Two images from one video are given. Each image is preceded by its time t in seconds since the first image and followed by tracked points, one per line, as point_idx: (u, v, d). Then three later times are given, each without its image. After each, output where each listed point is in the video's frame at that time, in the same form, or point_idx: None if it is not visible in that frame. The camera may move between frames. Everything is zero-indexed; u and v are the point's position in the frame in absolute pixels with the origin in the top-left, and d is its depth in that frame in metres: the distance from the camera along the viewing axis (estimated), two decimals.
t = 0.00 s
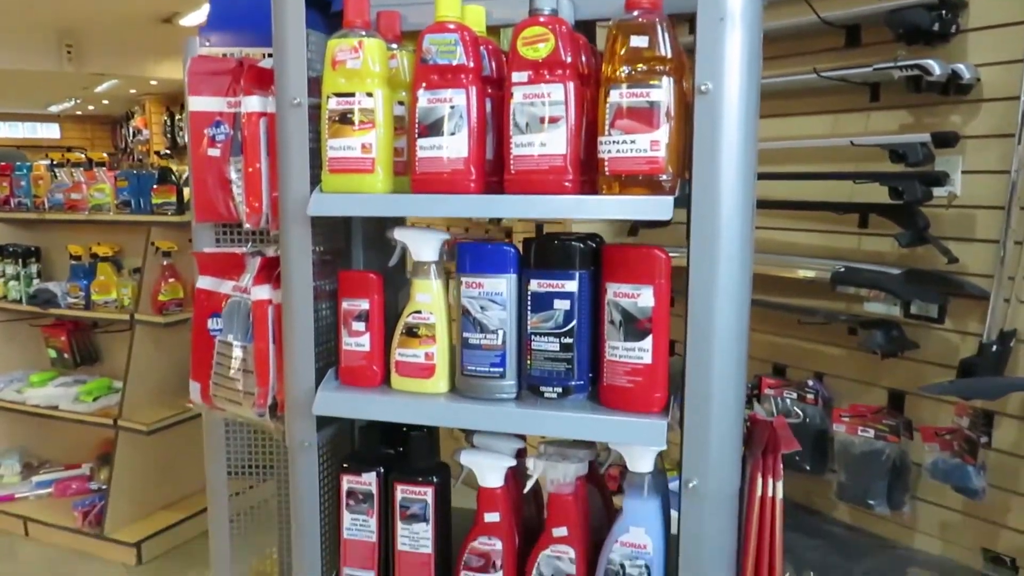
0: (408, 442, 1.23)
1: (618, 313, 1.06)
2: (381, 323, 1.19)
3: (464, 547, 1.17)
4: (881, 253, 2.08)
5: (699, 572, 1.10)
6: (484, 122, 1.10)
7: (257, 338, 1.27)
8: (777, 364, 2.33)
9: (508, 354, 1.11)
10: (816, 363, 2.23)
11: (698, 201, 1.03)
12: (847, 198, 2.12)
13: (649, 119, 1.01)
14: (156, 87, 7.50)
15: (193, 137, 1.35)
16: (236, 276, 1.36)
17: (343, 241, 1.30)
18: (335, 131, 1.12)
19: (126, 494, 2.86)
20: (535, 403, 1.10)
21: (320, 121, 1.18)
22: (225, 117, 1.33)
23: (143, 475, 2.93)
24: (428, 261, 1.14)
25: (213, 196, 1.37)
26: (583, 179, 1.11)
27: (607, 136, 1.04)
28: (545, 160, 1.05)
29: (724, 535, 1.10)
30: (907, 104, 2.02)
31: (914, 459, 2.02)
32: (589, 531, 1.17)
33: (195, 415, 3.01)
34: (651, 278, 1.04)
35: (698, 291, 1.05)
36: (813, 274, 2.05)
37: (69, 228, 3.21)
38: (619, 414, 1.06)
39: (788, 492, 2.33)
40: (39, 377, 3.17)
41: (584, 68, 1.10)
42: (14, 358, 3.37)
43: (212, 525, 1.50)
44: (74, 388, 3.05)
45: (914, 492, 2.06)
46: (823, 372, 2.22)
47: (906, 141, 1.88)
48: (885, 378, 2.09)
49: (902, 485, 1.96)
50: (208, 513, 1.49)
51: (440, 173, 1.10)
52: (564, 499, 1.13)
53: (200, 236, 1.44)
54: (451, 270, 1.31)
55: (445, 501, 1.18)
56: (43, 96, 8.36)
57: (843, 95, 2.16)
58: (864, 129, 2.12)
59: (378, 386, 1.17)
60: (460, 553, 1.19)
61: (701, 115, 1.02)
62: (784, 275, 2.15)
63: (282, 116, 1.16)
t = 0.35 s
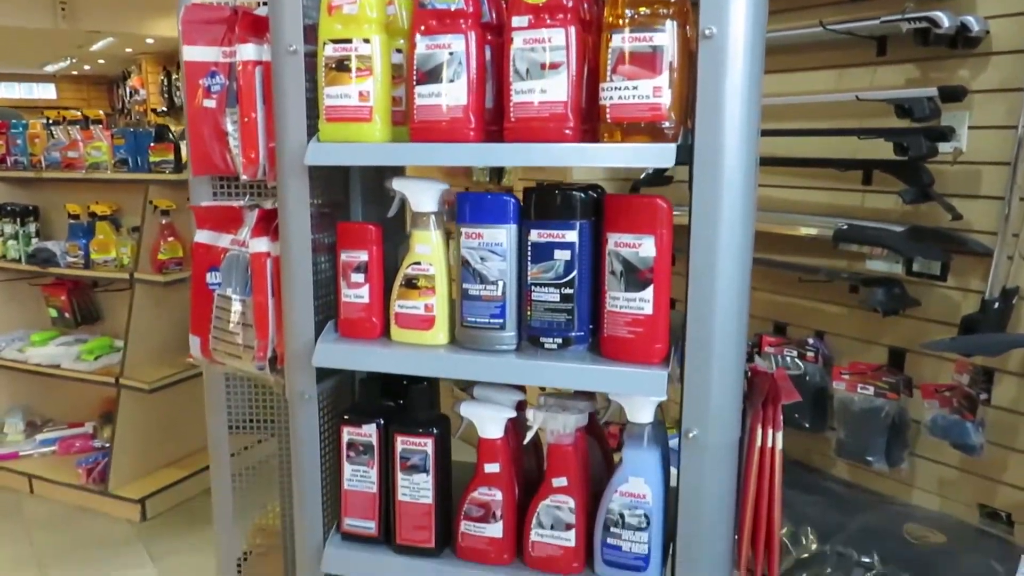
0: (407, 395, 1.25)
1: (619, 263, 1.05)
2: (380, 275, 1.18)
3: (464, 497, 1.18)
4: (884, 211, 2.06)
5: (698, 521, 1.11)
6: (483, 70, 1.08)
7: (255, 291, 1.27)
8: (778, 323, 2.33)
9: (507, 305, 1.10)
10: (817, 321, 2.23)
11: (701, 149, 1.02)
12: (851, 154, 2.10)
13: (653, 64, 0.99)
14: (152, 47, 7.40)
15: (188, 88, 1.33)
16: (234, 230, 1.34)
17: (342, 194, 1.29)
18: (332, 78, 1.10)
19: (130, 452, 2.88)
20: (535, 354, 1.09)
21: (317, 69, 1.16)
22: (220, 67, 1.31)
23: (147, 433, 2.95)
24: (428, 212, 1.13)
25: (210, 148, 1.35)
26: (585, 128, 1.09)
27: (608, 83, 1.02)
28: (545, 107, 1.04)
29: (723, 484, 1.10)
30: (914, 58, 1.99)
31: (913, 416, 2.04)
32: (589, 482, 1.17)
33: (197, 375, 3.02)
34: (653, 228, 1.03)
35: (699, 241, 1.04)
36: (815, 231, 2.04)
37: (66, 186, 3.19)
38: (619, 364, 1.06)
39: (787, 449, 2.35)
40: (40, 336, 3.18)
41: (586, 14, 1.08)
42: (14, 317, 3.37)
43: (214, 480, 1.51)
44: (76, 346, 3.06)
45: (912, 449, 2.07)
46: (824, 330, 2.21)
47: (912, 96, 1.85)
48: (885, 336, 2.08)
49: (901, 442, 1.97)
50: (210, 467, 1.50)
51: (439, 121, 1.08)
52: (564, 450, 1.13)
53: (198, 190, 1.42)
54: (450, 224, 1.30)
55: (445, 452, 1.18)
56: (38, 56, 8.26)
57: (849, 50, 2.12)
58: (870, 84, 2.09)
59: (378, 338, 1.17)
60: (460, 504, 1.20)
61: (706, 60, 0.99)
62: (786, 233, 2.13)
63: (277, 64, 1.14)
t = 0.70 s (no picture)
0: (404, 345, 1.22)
1: (619, 211, 1.04)
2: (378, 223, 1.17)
3: (463, 446, 1.19)
4: (888, 166, 2.04)
5: (697, 468, 1.11)
6: (482, 14, 1.06)
7: (253, 241, 1.26)
8: (777, 280, 2.32)
9: (507, 254, 1.09)
10: (817, 278, 2.22)
11: (704, 92, 1.00)
12: (855, 109, 2.07)
13: (655, 5, 0.97)
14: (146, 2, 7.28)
15: (182, 36, 1.30)
16: (231, 179, 1.32)
17: (339, 143, 1.28)
18: (327, 22, 1.08)
19: (131, 408, 2.90)
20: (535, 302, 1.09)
21: (311, 13, 1.14)
22: (213, 13, 1.28)
23: (148, 390, 2.97)
24: (426, 159, 1.11)
25: (204, 96, 1.32)
26: (585, 74, 1.06)
27: (610, 25, 1.00)
28: (545, 50, 1.01)
29: (722, 432, 1.10)
30: (922, 10, 1.95)
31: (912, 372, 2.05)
32: (587, 431, 1.18)
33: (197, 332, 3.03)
34: (654, 174, 1.01)
35: (701, 188, 1.02)
36: (818, 187, 2.02)
37: (62, 142, 3.17)
38: (619, 313, 1.05)
39: (785, 405, 2.36)
40: (40, 294, 3.18)
41: None
42: (13, 274, 3.37)
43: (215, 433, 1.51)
44: (75, 303, 3.06)
45: (910, 405, 2.08)
46: (825, 287, 2.21)
47: (918, 48, 1.81)
48: (887, 292, 2.08)
49: (899, 398, 1.97)
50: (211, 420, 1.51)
51: (437, 65, 1.06)
52: (563, 398, 1.13)
53: (193, 139, 1.39)
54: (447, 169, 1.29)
55: (445, 400, 1.19)
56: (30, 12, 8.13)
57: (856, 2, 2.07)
58: (876, 37, 2.05)
59: (376, 288, 1.16)
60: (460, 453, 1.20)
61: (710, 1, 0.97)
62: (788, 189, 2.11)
63: (272, 6, 1.11)
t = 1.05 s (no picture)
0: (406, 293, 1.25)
1: (622, 152, 1.02)
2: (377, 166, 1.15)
3: (464, 392, 1.19)
4: (896, 117, 2.01)
5: (698, 412, 1.11)
6: None
7: (252, 187, 1.25)
8: (781, 234, 2.31)
9: (507, 198, 1.08)
10: (821, 231, 2.21)
11: (710, 29, 0.97)
12: (864, 57, 2.03)
13: None
14: None
15: None
16: (229, 125, 1.31)
17: (337, 88, 1.26)
18: None
19: (136, 361, 2.92)
20: (536, 247, 1.08)
21: None
22: None
23: (151, 344, 2.98)
24: (425, 101, 1.09)
25: (199, 40, 1.30)
26: (587, 12, 1.04)
27: None
28: None
29: (723, 376, 1.10)
30: None
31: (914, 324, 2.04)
32: (588, 376, 1.18)
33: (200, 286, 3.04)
34: (657, 115, 1.00)
35: (705, 128, 1.00)
36: (825, 138, 1.99)
37: (60, 94, 3.13)
38: (621, 256, 1.05)
39: (786, 357, 2.36)
40: (42, 247, 3.18)
41: None
42: (14, 228, 3.36)
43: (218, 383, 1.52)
44: (77, 257, 3.06)
45: (912, 357, 2.08)
46: (829, 240, 2.19)
47: None
48: (891, 245, 2.06)
49: (901, 349, 1.97)
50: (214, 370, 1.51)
51: (436, 4, 1.03)
52: (565, 344, 1.13)
53: (190, 86, 1.37)
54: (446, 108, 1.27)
55: (446, 346, 1.19)
56: None
57: None
58: None
59: (376, 233, 1.15)
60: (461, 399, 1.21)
61: None
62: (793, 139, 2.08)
63: None
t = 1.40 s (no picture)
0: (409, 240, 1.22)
1: (628, 98, 1.00)
2: (380, 112, 1.14)
3: (468, 341, 1.19)
4: (909, 68, 1.97)
5: (702, 362, 1.11)
6: None
7: (253, 134, 1.23)
8: (789, 189, 2.29)
9: (511, 144, 1.07)
10: (829, 185, 2.18)
11: None
12: (878, 6, 1.98)
13: None
14: None
15: None
16: (229, 73, 1.28)
17: (339, 34, 1.24)
18: None
19: (142, 315, 2.94)
20: (540, 194, 1.07)
21: None
22: None
23: (157, 299, 2.99)
24: (428, 45, 1.07)
25: None
26: None
27: None
28: None
29: (728, 326, 1.09)
30: None
31: (921, 280, 2.03)
32: (592, 326, 1.17)
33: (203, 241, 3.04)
34: (665, 59, 0.97)
35: (714, 72, 0.98)
36: (835, 90, 1.95)
37: (59, 45, 3.09)
38: (626, 204, 1.03)
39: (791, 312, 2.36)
40: (46, 202, 3.17)
41: None
42: (18, 183, 3.35)
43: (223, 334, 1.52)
44: (82, 211, 3.05)
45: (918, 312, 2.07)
46: (837, 195, 2.17)
47: None
48: (899, 199, 2.04)
49: (907, 305, 1.97)
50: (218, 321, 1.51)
51: None
52: (569, 293, 1.13)
53: (190, 33, 1.35)
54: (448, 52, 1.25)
55: (450, 295, 1.18)
56: None
57: None
58: None
59: (380, 181, 1.14)
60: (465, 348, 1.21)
61: None
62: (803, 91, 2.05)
63: None
